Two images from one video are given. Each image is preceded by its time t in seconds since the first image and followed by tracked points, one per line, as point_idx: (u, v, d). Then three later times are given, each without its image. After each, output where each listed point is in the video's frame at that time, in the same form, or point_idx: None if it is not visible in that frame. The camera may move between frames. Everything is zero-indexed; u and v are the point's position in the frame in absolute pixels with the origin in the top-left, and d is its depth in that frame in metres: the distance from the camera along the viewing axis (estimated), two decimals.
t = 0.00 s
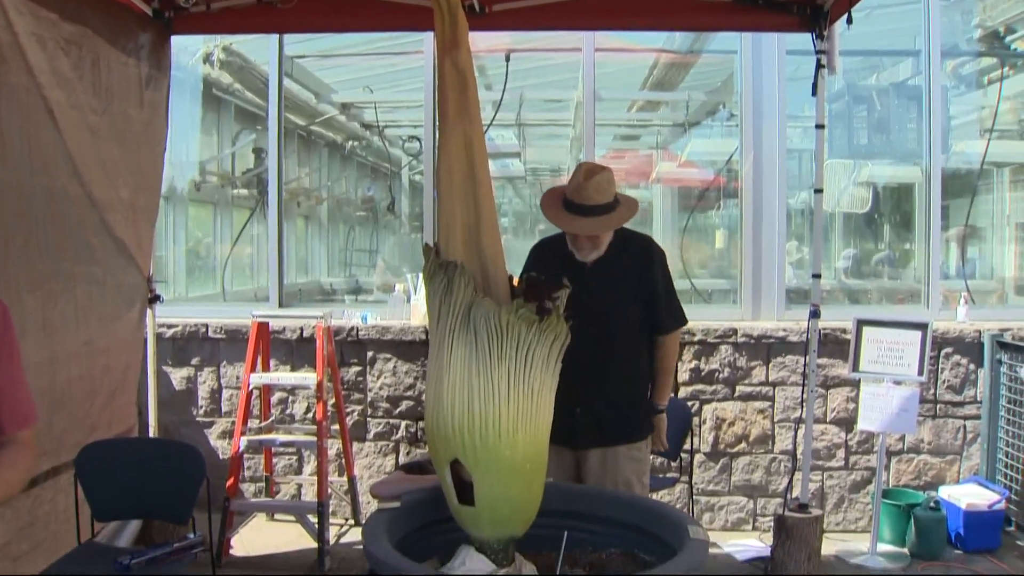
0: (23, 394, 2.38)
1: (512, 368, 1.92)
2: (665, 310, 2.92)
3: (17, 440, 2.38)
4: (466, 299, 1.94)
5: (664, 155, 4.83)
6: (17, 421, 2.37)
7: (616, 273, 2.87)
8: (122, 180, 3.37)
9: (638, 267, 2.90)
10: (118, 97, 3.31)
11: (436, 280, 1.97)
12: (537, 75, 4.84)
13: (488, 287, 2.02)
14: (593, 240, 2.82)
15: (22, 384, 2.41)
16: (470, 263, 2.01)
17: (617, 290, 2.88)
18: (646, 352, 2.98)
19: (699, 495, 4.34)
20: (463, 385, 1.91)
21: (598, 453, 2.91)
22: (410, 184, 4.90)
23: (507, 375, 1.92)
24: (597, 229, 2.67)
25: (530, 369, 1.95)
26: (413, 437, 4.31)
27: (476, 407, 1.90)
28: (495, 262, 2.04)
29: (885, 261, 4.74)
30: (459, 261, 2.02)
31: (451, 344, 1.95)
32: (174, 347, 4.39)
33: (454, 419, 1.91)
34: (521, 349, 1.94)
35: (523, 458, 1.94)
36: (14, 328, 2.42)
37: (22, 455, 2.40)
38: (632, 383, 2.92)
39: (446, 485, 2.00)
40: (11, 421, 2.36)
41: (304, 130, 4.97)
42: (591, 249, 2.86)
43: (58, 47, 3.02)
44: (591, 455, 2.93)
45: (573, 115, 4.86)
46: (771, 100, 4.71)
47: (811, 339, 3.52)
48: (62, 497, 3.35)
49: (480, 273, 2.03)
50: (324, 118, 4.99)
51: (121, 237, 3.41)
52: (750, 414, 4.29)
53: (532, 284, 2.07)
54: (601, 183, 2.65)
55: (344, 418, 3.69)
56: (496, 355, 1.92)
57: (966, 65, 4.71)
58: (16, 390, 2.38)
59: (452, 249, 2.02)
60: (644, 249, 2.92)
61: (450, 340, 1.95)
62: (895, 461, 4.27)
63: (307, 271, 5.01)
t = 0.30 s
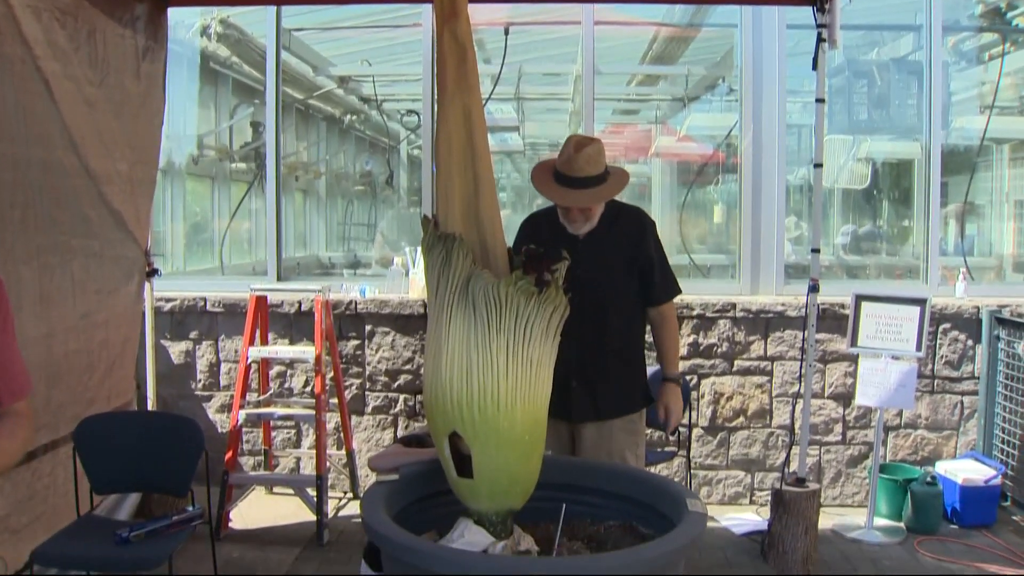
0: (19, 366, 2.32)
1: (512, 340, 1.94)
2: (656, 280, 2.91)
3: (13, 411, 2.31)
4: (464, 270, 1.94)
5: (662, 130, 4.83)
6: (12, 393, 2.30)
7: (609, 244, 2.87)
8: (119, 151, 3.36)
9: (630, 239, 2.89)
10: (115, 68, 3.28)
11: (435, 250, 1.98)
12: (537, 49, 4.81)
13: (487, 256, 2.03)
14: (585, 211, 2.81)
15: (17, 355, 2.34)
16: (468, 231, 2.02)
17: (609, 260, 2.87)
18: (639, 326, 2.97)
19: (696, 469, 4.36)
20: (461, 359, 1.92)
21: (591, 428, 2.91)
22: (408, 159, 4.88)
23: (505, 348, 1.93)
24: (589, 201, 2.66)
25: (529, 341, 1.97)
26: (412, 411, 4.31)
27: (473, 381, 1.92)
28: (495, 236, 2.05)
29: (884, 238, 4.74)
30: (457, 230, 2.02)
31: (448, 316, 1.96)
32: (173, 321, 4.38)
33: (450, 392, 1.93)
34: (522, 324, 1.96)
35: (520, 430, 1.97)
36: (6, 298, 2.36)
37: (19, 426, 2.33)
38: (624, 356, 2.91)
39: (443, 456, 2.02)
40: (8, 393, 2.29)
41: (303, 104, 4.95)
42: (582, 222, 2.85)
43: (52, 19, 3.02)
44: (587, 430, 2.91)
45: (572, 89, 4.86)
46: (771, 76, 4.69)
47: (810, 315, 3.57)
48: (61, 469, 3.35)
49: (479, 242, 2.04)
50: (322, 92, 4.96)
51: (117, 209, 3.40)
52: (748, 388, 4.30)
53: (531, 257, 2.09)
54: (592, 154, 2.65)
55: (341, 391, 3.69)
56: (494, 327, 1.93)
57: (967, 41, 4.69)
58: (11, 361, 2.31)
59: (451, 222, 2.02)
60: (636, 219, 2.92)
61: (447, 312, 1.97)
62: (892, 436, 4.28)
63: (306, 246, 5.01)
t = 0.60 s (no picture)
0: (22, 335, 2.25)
1: (511, 313, 1.93)
2: (654, 254, 2.89)
3: (15, 381, 2.24)
4: (464, 243, 1.92)
5: (663, 105, 4.81)
6: (16, 361, 2.23)
7: (605, 217, 2.85)
8: (118, 124, 3.35)
9: (627, 211, 2.88)
10: (113, 40, 3.28)
11: (434, 223, 1.96)
12: (537, 23, 4.78)
13: (488, 228, 2.01)
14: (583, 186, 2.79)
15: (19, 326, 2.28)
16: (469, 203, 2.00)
17: (606, 233, 2.85)
18: (636, 299, 2.96)
19: (696, 444, 4.38)
20: (460, 332, 1.91)
21: (590, 401, 2.91)
22: (409, 134, 4.87)
23: (506, 321, 1.92)
24: (588, 175, 2.64)
25: (529, 314, 1.96)
26: (412, 384, 4.33)
27: (473, 354, 1.91)
28: (495, 205, 2.03)
29: (884, 215, 4.74)
30: (456, 203, 2.00)
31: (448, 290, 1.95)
32: (172, 296, 4.38)
33: (449, 366, 1.93)
34: (523, 296, 1.94)
35: (520, 404, 1.96)
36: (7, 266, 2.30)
37: (21, 395, 2.26)
38: (620, 330, 2.90)
39: (443, 429, 2.02)
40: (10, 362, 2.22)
41: (302, 79, 4.95)
42: (580, 196, 2.83)
43: None
44: (585, 403, 2.92)
45: (572, 63, 4.85)
46: (773, 51, 4.66)
47: (810, 290, 3.56)
48: (62, 442, 3.35)
49: (480, 214, 2.02)
50: (322, 66, 4.96)
51: (117, 181, 3.41)
52: (748, 363, 4.31)
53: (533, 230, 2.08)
54: (588, 128, 2.63)
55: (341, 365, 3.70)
56: (494, 300, 1.92)
57: (971, 16, 4.66)
58: (13, 329, 2.25)
59: (452, 194, 2.00)
60: (633, 191, 2.90)
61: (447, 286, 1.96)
62: (891, 412, 4.29)
63: (306, 221, 5.00)
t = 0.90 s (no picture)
0: (25, 313, 2.26)
1: (514, 293, 1.92)
2: (654, 236, 2.87)
3: (20, 360, 2.25)
4: (466, 222, 1.91)
5: (665, 87, 4.80)
6: (19, 339, 2.25)
7: (604, 199, 2.84)
8: (119, 103, 3.34)
9: (627, 192, 2.85)
10: (115, 20, 3.25)
11: (436, 202, 1.95)
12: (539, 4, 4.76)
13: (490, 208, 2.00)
14: (584, 166, 2.77)
15: (22, 305, 2.29)
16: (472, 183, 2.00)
17: (606, 215, 2.84)
18: (637, 281, 2.95)
19: (697, 426, 4.38)
20: (462, 312, 1.91)
21: (590, 381, 2.91)
22: (410, 116, 4.87)
23: (508, 300, 1.91)
24: (588, 155, 2.63)
25: (532, 294, 1.95)
26: (413, 365, 4.34)
27: (474, 334, 1.90)
28: (497, 184, 2.02)
29: (886, 198, 4.74)
30: (459, 182, 1.99)
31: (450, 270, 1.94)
32: (173, 277, 4.39)
33: (451, 345, 1.92)
34: (525, 275, 1.93)
35: (522, 383, 1.95)
36: (14, 243, 2.31)
37: (27, 374, 2.27)
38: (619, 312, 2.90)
39: (444, 409, 2.02)
40: (13, 341, 2.23)
41: (302, 60, 4.93)
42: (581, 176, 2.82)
43: None
44: (586, 384, 2.92)
45: (575, 44, 4.83)
46: (776, 33, 4.64)
47: (812, 272, 3.55)
48: (64, 422, 3.36)
49: (482, 194, 2.02)
50: (321, 47, 4.94)
51: (120, 161, 3.41)
52: (749, 346, 4.31)
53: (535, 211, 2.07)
54: (588, 108, 2.60)
55: (343, 346, 3.71)
56: (497, 280, 1.90)
57: None
58: (15, 308, 2.26)
59: (453, 175, 1.99)
60: (634, 172, 2.88)
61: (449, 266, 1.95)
62: (892, 395, 4.30)
63: (306, 202, 4.99)
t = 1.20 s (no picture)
0: (27, 306, 2.26)
1: (514, 284, 1.92)
2: (655, 226, 2.88)
3: (19, 353, 2.27)
4: (466, 213, 1.91)
5: (665, 79, 4.80)
6: (20, 332, 2.25)
7: (606, 190, 2.84)
8: (119, 93, 3.33)
9: (628, 184, 2.85)
10: (116, 10, 3.24)
11: (436, 194, 1.95)
12: None
13: (490, 199, 2.00)
14: (587, 157, 2.77)
15: (24, 297, 2.29)
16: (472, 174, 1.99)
17: (607, 207, 2.84)
18: (637, 272, 2.95)
19: (696, 418, 4.39)
20: (462, 303, 1.91)
21: (591, 373, 2.91)
22: (409, 108, 4.87)
23: (508, 291, 1.91)
24: (593, 145, 2.63)
25: (532, 285, 1.95)
26: (412, 357, 4.35)
27: (474, 325, 1.91)
28: (497, 175, 2.02)
29: (885, 190, 4.74)
30: (459, 174, 1.99)
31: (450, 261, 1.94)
32: (173, 268, 4.39)
33: (450, 337, 1.93)
34: (525, 266, 1.93)
35: (522, 374, 1.96)
36: (17, 234, 2.30)
37: (26, 368, 2.28)
38: (620, 303, 2.90)
39: (444, 401, 2.03)
40: (13, 333, 2.24)
41: (300, 51, 4.91)
42: (582, 167, 2.82)
43: None
44: (586, 375, 2.93)
45: (575, 35, 4.82)
46: (776, 25, 4.64)
47: (811, 264, 3.55)
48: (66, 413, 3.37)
49: (482, 186, 2.01)
50: (321, 38, 4.93)
51: (121, 152, 3.41)
52: (748, 337, 4.31)
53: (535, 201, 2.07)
54: (592, 98, 2.62)
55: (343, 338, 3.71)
56: (496, 271, 1.90)
57: None
58: (17, 302, 2.26)
59: (454, 166, 1.99)
60: (636, 164, 2.88)
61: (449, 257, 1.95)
62: (890, 386, 4.32)
63: (306, 193, 4.99)
